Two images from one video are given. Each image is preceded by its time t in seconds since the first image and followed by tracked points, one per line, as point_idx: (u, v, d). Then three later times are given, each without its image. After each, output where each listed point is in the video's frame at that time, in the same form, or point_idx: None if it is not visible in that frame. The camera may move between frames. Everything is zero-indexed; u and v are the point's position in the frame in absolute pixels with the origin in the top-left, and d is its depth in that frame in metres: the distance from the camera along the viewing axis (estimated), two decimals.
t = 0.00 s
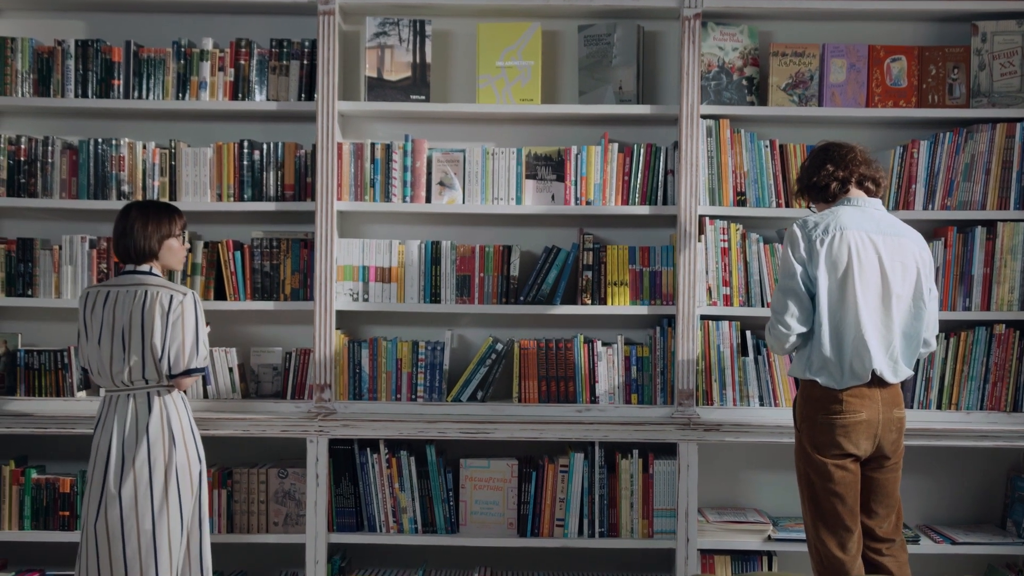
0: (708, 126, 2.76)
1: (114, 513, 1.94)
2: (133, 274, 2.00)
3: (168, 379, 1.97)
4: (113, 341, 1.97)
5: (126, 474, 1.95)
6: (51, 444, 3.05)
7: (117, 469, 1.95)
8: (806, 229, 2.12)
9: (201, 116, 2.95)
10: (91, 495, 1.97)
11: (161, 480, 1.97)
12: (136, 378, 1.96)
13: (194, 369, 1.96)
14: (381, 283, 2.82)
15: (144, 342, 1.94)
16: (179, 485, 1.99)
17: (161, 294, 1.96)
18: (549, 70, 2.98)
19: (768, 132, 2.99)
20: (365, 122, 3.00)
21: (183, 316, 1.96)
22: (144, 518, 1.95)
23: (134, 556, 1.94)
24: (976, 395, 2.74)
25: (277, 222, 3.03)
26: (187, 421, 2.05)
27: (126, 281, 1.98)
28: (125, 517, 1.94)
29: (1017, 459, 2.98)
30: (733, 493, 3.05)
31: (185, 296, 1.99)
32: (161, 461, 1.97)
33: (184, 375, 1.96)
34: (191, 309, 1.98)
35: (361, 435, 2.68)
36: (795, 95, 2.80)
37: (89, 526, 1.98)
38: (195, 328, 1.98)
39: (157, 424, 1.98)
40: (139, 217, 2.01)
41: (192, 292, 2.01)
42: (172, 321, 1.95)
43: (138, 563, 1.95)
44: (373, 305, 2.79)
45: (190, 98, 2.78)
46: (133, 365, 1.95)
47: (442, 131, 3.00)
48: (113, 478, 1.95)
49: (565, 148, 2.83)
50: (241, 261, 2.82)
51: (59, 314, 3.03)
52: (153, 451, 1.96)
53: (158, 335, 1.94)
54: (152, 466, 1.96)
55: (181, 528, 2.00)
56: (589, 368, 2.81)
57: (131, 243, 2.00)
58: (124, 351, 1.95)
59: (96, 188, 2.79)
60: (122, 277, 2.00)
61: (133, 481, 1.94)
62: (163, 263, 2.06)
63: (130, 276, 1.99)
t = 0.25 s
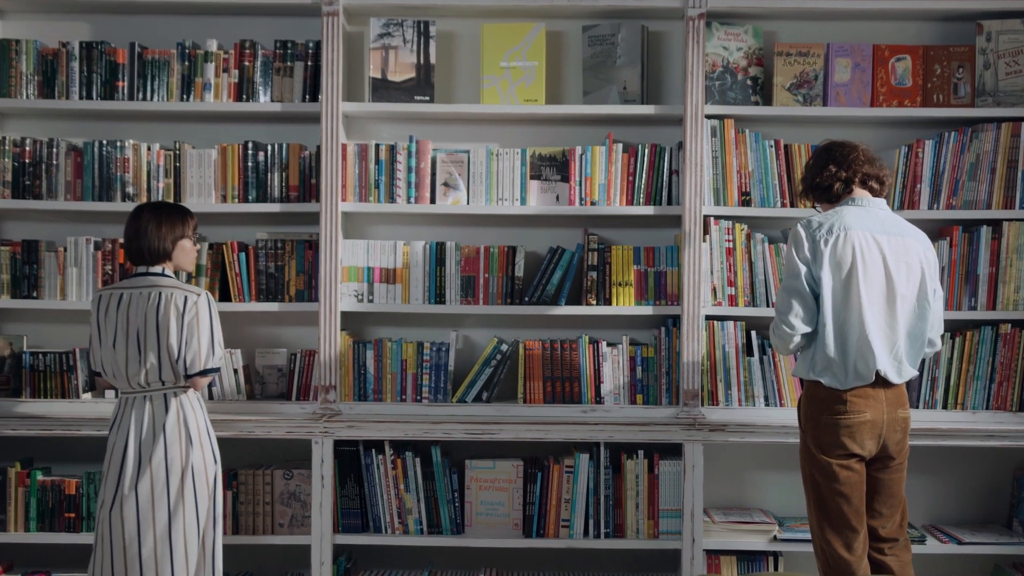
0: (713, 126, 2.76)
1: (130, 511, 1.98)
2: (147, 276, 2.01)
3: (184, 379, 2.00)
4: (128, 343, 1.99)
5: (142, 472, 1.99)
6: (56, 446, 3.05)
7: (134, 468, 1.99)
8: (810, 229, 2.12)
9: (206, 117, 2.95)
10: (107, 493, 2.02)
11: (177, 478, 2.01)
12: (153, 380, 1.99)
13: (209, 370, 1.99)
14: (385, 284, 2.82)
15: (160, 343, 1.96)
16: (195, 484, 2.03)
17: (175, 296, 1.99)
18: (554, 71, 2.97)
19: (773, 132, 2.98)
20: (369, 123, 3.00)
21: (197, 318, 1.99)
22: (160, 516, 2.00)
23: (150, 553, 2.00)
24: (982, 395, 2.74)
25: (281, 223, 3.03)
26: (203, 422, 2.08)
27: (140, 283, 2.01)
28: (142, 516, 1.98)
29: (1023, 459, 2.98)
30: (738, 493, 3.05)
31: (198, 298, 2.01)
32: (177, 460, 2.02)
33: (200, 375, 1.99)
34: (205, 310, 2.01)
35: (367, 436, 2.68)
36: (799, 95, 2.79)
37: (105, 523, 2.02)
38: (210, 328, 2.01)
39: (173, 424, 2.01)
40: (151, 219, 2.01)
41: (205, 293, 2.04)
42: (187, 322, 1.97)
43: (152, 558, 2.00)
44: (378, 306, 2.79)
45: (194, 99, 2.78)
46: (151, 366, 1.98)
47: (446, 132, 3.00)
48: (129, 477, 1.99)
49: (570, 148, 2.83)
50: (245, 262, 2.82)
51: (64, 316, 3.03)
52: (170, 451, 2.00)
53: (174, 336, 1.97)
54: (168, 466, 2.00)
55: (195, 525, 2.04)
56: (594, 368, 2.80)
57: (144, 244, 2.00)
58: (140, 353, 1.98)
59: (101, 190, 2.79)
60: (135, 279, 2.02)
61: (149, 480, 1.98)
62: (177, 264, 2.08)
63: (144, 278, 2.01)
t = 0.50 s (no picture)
0: (717, 125, 2.75)
1: (148, 510, 1.99)
2: (160, 277, 2.03)
3: (200, 379, 2.02)
4: (144, 344, 2.00)
5: (161, 471, 2.00)
6: (61, 445, 3.05)
7: (152, 466, 2.00)
8: (815, 229, 2.11)
9: (209, 117, 2.95)
10: (124, 493, 2.02)
11: (196, 477, 2.02)
12: (169, 381, 2.02)
13: (226, 369, 2.01)
14: (389, 284, 2.82)
15: (176, 344, 1.99)
16: (212, 482, 2.05)
17: (191, 296, 2.01)
18: (557, 70, 2.97)
19: (777, 131, 2.98)
20: (373, 122, 3.00)
21: (213, 317, 2.01)
22: (178, 516, 2.00)
23: (168, 552, 1.99)
24: (987, 393, 2.73)
25: (285, 223, 3.04)
26: (220, 421, 2.10)
27: (154, 284, 2.02)
28: (160, 514, 1.99)
29: None
30: (742, 492, 3.05)
31: (214, 297, 2.03)
32: (196, 459, 2.03)
33: (216, 374, 2.01)
34: (220, 309, 2.03)
35: (371, 436, 2.68)
36: (803, 93, 2.79)
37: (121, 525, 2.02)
38: (226, 328, 2.03)
39: (192, 423, 2.03)
40: (168, 219, 2.02)
41: (220, 293, 2.06)
42: (203, 323, 1.99)
43: (171, 559, 2.00)
44: (382, 305, 2.79)
45: (198, 99, 2.78)
46: (168, 367, 2.00)
47: (450, 131, 3.00)
48: (147, 476, 2.00)
49: (574, 147, 2.83)
50: (249, 262, 2.82)
51: (69, 315, 3.03)
52: (189, 449, 2.02)
53: (189, 336, 1.98)
54: (187, 464, 2.01)
55: (213, 525, 2.05)
56: (598, 368, 2.80)
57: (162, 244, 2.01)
58: (156, 354, 2.00)
59: (104, 190, 2.79)
60: (149, 280, 2.03)
61: (168, 477, 1.99)
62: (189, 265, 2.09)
63: (157, 279, 2.02)
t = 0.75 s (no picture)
0: (719, 123, 2.75)
1: (165, 510, 2.00)
2: (172, 276, 2.05)
3: (215, 377, 2.05)
4: (158, 343, 2.02)
5: (176, 469, 2.01)
6: (63, 444, 3.06)
7: (168, 466, 2.01)
8: (820, 228, 2.11)
9: (212, 115, 2.95)
10: (140, 493, 2.03)
11: (211, 475, 2.04)
12: (184, 381, 2.04)
13: (241, 367, 2.04)
14: (391, 282, 2.82)
15: (191, 343, 2.01)
16: (228, 481, 2.06)
17: (205, 296, 2.03)
18: (559, 68, 2.97)
19: (779, 129, 2.98)
20: (375, 121, 3.00)
21: (227, 316, 2.04)
22: (193, 515, 2.01)
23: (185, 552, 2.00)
24: (989, 392, 2.73)
25: (287, 221, 3.04)
26: (233, 419, 2.12)
27: (167, 283, 2.04)
28: (177, 514, 2.00)
29: None
30: (744, 491, 3.04)
31: (227, 296, 2.05)
32: (211, 457, 2.04)
33: (231, 373, 2.04)
34: (234, 308, 2.05)
35: (373, 434, 2.69)
36: (806, 92, 2.79)
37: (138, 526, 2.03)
38: (240, 327, 2.06)
39: (206, 421, 2.05)
40: (186, 219, 2.06)
41: (233, 292, 2.08)
42: (217, 322, 2.02)
43: (188, 558, 2.01)
44: (384, 304, 2.79)
45: (201, 98, 2.78)
46: (182, 366, 2.01)
47: (452, 130, 3.00)
48: (163, 475, 2.01)
49: (576, 146, 2.82)
50: (251, 260, 2.82)
51: (71, 314, 3.04)
52: (203, 447, 2.04)
53: (204, 335, 2.01)
54: (202, 463, 2.02)
55: (229, 523, 2.06)
56: (600, 367, 2.80)
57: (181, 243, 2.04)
58: (171, 354, 2.02)
59: (107, 189, 2.79)
60: (162, 280, 2.05)
61: (184, 477, 2.01)
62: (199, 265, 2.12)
63: (169, 279, 2.04)
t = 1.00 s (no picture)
0: (718, 120, 2.75)
1: (176, 509, 2.02)
2: (181, 272, 2.07)
3: (223, 374, 2.06)
4: (166, 339, 2.04)
5: (187, 467, 2.03)
6: (60, 440, 3.05)
7: (178, 466, 2.03)
8: (822, 225, 2.11)
9: (210, 111, 2.95)
10: (151, 493, 2.05)
11: (220, 472, 2.05)
12: (192, 377, 2.05)
13: (249, 364, 2.06)
14: (389, 279, 2.82)
15: (199, 339, 2.03)
16: (238, 479, 2.09)
17: (214, 292, 2.05)
18: (558, 65, 2.97)
19: (778, 126, 2.97)
20: (373, 117, 3.00)
21: (237, 313, 2.06)
22: (204, 511, 2.03)
23: (197, 551, 2.03)
24: (987, 390, 2.73)
25: (285, 217, 3.03)
26: (240, 414, 2.14)
27: (176, 280, 2.06)
28: (188, 514, 2.02)
29: None
30: (742, 489, 3.04)
31: (236, 293, 2.07)
32: (220, 454, 2.06)
33: (239, 369, 2.06)
34: (243, 305, 2.08)
35: (370, 431, 2.69)
36: (805, 89, 2.78)
37: (149, 526, 2.05)
38: (249, 324, 2.08)
39: (215, 417, 2.06)
40: (203, 216, 2.10)
41: (242, 289, 2.10)
42: (227, 319, 2.04)
43: (200, 554, 2.04)
44: (382, 300, 2.79)
45: (199, 93, 2.78)
46: (190, 362, 2.03)
47: (450, 126, 3.00)
48: (173, 473, 2.03)
49: (575, 142, 2.82)
50: (249, 256, 2.82)
51: (69, 309, 3.03)
52: (213, 444, 2.05)
53: (213, 331, 2.03)
54: (213, 462, 2.04)
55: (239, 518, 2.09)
56: (598, 363, 2.80)
57: (197, 240, 2.08)
58: (180, 350, 2.03)
59: (105, 184, 2.79)
60: (171, 276, 2.07)
61: (195, 476, 2.03)
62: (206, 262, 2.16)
63: (180, 275, 2.07)
